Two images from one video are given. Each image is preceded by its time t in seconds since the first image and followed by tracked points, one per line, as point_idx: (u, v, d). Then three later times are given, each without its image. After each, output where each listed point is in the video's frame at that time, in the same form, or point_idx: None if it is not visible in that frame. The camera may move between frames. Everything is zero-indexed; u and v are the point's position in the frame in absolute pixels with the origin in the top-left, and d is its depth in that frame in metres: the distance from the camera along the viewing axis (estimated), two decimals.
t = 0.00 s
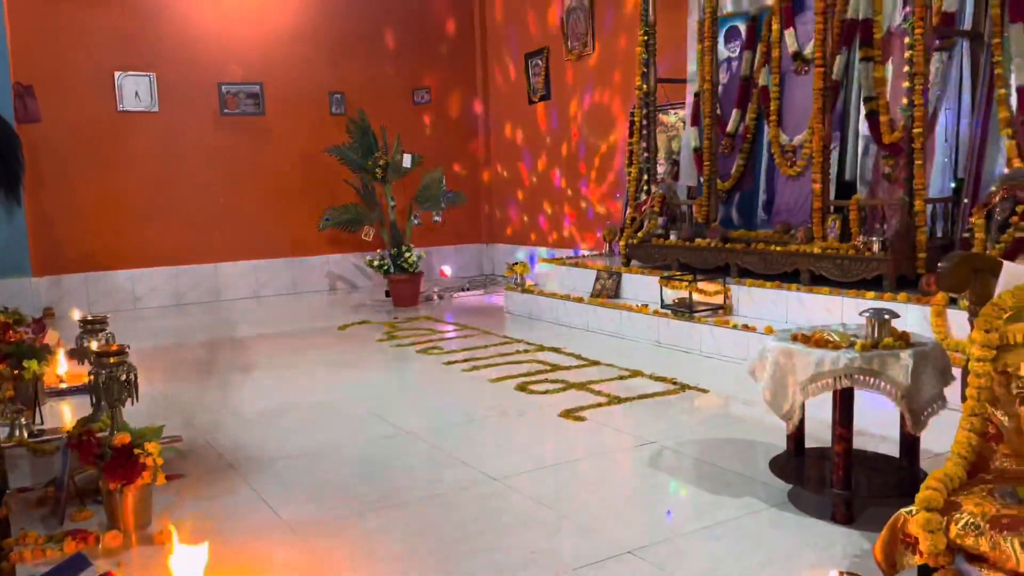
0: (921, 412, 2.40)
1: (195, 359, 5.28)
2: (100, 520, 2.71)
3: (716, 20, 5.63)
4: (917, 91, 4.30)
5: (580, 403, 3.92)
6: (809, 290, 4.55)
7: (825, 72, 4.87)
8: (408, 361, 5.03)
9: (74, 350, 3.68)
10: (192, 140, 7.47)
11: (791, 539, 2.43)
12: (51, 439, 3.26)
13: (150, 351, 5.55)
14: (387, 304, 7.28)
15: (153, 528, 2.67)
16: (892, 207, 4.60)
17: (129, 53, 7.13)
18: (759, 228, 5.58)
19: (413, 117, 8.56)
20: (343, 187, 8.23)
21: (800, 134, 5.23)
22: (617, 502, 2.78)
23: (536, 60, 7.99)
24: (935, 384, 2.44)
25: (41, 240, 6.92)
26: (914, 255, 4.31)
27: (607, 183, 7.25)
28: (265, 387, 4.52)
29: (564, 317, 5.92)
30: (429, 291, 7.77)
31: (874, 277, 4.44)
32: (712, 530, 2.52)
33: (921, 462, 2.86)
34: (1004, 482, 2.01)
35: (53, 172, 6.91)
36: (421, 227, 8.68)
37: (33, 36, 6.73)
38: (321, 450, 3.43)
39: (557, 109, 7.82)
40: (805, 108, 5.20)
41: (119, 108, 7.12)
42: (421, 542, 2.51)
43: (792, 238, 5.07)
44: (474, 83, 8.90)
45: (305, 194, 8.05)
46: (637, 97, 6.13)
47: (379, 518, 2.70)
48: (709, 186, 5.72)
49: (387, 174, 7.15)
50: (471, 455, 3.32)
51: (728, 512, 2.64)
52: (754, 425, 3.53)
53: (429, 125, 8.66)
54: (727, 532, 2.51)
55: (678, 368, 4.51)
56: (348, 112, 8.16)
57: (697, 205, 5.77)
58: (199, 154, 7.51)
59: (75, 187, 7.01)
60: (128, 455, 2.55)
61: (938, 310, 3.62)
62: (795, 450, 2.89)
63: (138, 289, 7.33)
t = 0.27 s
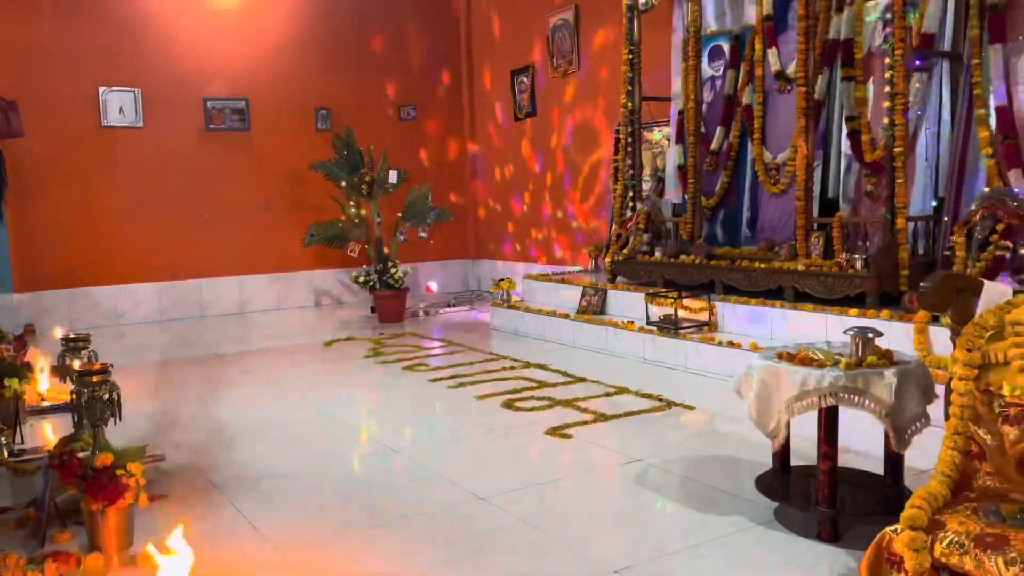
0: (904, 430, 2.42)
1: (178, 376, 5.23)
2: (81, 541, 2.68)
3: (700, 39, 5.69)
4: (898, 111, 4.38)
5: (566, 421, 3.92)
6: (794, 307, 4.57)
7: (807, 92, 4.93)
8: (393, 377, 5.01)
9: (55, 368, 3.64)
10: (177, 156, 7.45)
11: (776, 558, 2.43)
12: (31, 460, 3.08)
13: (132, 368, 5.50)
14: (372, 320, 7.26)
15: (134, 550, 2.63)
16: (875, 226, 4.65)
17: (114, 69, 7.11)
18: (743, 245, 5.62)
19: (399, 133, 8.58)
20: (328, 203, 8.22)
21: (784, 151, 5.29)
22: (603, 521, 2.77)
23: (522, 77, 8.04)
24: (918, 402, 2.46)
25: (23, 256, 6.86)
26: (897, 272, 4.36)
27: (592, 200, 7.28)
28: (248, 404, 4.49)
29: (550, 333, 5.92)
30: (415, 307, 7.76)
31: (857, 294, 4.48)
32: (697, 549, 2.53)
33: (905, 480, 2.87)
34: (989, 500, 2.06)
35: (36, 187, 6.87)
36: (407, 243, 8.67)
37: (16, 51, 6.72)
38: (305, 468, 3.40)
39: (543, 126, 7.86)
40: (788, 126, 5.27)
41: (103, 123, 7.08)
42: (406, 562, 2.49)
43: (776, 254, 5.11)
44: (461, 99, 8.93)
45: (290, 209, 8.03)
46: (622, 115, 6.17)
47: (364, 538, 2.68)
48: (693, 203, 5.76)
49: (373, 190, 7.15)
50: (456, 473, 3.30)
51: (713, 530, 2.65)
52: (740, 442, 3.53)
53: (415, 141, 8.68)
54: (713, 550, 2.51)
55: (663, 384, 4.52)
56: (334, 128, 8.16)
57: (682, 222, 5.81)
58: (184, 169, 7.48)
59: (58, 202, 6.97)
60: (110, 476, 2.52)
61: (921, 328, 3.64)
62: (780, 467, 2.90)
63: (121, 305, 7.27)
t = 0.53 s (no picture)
0: (883, 449, 2.44)
1: (157, 394, 5.18)
2: (57, 565, 2.64)
3: (681, 60, 5.78)
4: (875, 132, 4.45)
5: (550, 439, 3.92)
6: (774, 325, 4.62)
7: (786, 113, 5.01)
8: (376, 396, 4.99)
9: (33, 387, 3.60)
10: (158, 172, 7.42)
11: None
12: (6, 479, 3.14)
13: (110, 386, 5.44)
14: (355, 337, 7.24)
15: (112, 573, 2.60)
16: (853, 245, 4.57)
17: (94, 85, 7.07)
18: (724, 263, 5.67)
19: (383, 150, 8.60)
20: (310, 220, 8.19)
21: (763, 170, 5.36)
22: (587, 541, 2.77)
23: (505, 96, 8.09)
24: (897, 421, 2.48)
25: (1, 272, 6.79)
26: (875, 291, 4.41)
27: (574, 218, 7.32)
28: (229, 423, 4.46)
29: (533, 351, 5.93)
30: (397, 324, 7.75)
31: (836, 312, 4.53)
32: (681, 569, 2.52)
33: (885, 498, 2.88)
34: (966, 519, 2.08)
35: (15, 203, 6.81)
36: (389, 260, 8.66)
37: None
38: (287, 488, 3.38)
39: (525, 144, 7.91)
40: (767, 146, 5.33)
41: (83, 139, 7.04)
42: None
43: (756, 273, 5.18)
44: (444, 117, 8.96)
45: (272, 226, 7.99)
46: (604, 134, 6.22)
47: (346, 560, 2.66)
48: (675, 222, 5.81)
49: (357, 208, 7.15)
50: (439, 493, 3.29)
51: (696, 549, 2.65)
52: (722, 460, 3.55)
53: (398, 158, 8.70)
54: (696, 570, 2.51)
55: (646, 402, 4.53)
56: (317, 145, 8.16)
57: (664, 240, 5.86)
58: (166, 186, 7.45)
59: (37, 218, 6.91)
60: (88, 498, 2.49)
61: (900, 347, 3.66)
62: (762, 485, 2.92)
63: (100, 322, 7.20)
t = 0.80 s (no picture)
0: (857, 469, 2.48)
1: (130, 414, 5.11)
2: None
3: (658, 82, 5.86)
4: (847, 155, 4.53)
5: (528, 460, 3.91)
6: (749, 344, 4.66)
7: (761, 135, 5.08)
8: (353, 415, 4.96)
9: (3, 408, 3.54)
10: (135, 189, 7.36)
11: None
12: None
13: (82, 405, 5.36)
14: (332, 356, 7.19)
15: None
16: (828, 265, 4.64)
17: (69, 101, 7.02)
18: (700, 282, 5.72)
19: (361, 168, 8.60)
20: (288, 238, 8.15)
21: (739, 191, 5.42)
22: (564, 563, 2.76)
23: (484, 115, 8.12)
24: (870, 442, 2.51)
25: None
26: (848, 311, 4.46)
27: (552, 236, 7.35)
28: (204, 444, 4.41)
29: (511, 369, 5.93)
30: (375, 342, 7.71)
31: (811, 331, 4.57)
32: None
33: (861, 518, 2.89)
34: (940, 541, 2.11)
35: None
36: (367, 278, 8.63)
37: None
38: (262, 511, 3.34)
39: (504, 163, 7.94)
40: (742, 167, 5.40)
41: (57, 155, 6.98)
42: None
43: (732, 291, 5.22)
44: (422, 135, 8.97)
45: (249, 244, 7.95)
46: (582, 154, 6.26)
47: None
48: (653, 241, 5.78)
49: (334, 226, 7.12)
50: (416, 515, 3.27)
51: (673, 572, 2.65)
52: (700, 479, 3.57)
53: (377, 175, 8.70)
54: None
55: (623, 421, 4.54)
56: (294, 163, 8.14)
57: (641, 259, 5.90)
58: (142, 203, 7.39)
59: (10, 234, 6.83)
60: (58, 523, 2.45)
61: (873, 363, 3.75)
62: (739, 506, 2.93)
63: (72, 340, 7.10)
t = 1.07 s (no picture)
0: (829, 488, 2.50)
1: (98, 433, 5.03)
2: None
3: (632, 102, 5.92)
4: (818, 175, 4.61)
5: (503, 479, 3.90)
6: (723, 362, 4.71)
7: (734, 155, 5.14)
8: (326, 434, 4.92)
9: None
10: (106, 205, 7.29)
11: None
12: None
13: (49, 424, 5.27)
14: (305, 374, 7.13)
15: None
16: (799, 283, 4.83)
17: (40, 116, 6.95)
18: (674, 300, 5.76)
19: (337, 185, 8.58)
20: (261, 254, 8.09)
21: (712, 212, 5.48)
22: None
23: (459, 133, 8.15)
24: (841, 460, 2.54)
25: None
26: (820, 329, 4.51)
27: (528, 255, 7.36)
28: (174, 463, 4.35)
29: (486, 387, 5.92)
30: (349, 359, 7.66)
31: (783, 350, 4.61)
32: None
33: (832, 538, 2.90)
34: (910, 558, 2.27)
35: None
36: (341, 295, 8.58)
37: None
38: (233, 532, 3.30)
39: (479, 181, 7.96)
40: (715, 187, 5.46)
41: (26, 170, 6.90)
42: None
43: (706, 310, 5.27)
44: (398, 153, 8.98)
45: (221, 261, 7.87)
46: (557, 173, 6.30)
47: None
48: (626, 261, 5.92)
49: (308, 242, 7.05)
50: (389, 536, 3.24)
51: None
52: (673, 496, 3.60)
53: (352, 192, 8.68)
54: None
55: (598, 440, 4.54)
56: (269, 180, 8.10)
57: (616, 277, 5.93)
58: (113, 219, 7.32)
59: None
60: (23, 547, 2.40)
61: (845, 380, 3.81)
62: (712, 526, 2.92)
63: (39, 358, 6.98)
